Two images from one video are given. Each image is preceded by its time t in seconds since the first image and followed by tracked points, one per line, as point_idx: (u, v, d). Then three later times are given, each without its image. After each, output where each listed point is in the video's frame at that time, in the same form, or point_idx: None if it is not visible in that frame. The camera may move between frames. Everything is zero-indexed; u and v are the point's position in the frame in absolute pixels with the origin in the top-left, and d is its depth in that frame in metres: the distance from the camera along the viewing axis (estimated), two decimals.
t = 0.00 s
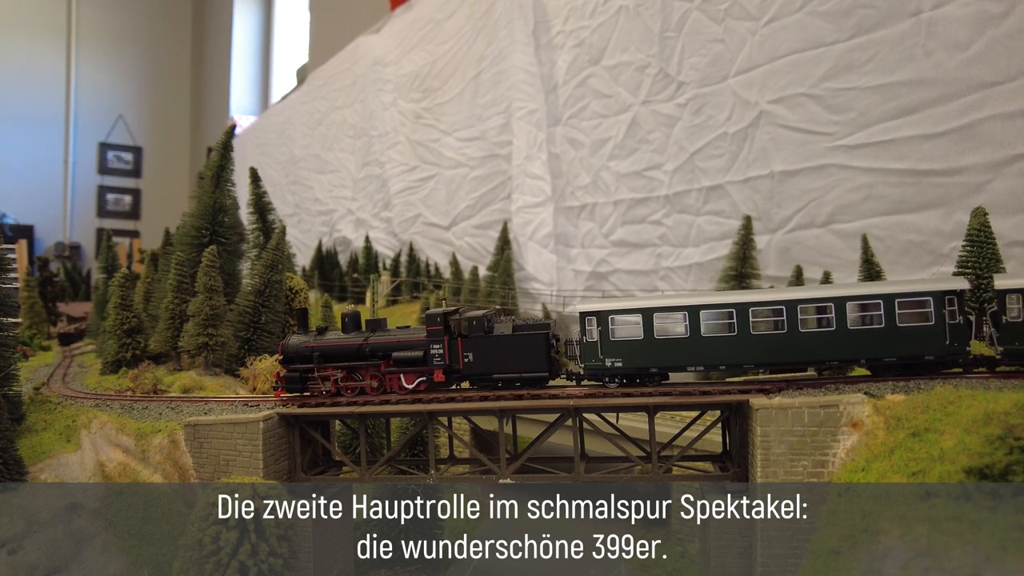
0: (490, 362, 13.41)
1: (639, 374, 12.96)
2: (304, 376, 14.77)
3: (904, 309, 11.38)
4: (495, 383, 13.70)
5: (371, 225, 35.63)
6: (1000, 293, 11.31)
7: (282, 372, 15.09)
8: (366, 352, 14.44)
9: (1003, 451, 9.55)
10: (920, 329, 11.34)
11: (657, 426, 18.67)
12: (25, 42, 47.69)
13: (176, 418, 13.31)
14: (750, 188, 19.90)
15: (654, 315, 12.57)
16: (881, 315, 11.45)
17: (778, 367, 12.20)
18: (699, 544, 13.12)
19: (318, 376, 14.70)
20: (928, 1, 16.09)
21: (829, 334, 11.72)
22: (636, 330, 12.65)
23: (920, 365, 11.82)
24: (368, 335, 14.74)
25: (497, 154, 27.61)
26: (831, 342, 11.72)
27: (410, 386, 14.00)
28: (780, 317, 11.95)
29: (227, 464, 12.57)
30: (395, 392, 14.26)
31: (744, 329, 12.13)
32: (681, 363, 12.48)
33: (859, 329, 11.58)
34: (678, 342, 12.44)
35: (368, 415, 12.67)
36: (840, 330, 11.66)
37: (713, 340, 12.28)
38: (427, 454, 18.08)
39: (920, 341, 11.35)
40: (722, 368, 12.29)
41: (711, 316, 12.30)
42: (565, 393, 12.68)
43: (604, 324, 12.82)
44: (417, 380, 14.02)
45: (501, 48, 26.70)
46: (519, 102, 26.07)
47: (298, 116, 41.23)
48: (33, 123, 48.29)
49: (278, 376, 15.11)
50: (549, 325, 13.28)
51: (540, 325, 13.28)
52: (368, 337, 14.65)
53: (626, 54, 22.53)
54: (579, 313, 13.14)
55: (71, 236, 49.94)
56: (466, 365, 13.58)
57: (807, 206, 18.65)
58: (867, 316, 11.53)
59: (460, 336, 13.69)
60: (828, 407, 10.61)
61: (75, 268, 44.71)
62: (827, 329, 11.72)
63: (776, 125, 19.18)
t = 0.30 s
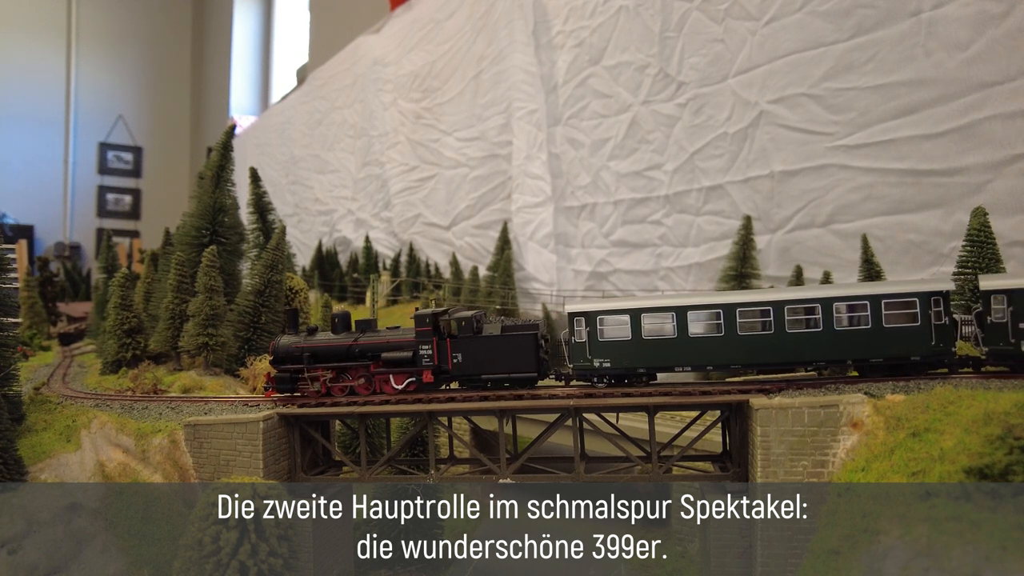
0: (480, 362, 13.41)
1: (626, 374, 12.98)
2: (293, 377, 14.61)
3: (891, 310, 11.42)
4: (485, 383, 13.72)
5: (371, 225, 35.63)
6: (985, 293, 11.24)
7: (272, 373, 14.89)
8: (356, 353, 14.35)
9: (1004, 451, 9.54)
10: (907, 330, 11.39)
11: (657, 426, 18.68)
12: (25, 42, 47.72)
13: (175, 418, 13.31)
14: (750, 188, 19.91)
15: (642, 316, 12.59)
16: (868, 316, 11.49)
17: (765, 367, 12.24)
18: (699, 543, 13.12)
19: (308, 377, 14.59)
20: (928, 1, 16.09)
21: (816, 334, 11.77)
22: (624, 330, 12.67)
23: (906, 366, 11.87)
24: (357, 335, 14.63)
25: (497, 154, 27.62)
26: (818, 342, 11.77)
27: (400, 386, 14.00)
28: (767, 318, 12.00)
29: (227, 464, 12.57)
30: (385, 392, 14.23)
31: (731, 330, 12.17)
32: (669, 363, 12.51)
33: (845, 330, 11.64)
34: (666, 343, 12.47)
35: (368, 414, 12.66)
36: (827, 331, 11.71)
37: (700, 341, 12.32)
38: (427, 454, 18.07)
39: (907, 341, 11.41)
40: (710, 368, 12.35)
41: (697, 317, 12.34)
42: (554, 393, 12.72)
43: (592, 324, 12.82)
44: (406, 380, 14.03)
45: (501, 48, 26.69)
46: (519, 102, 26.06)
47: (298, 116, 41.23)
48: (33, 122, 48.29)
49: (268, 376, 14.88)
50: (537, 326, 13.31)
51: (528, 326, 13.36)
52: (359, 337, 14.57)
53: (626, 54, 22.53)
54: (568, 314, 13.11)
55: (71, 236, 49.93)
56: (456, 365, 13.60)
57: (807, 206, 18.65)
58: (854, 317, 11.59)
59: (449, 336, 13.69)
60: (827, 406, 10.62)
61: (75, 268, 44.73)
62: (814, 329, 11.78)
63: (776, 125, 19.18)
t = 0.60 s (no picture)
0: (470, 363, 13.40)
1: (615, 374, 13.02)
2: (284, 377, 14.69)
3: (877, 310, 11.50)
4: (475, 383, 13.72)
5: (371, 225, 35.62)
6: (971, 293, 11.38)
7: (263, 373, 14.96)
8: (346, 353, 14.35)
9: (1003, 451, 9.54)
10: (894, 330, 11.46)
11: (657, 426, 18.69)
12: (25, 42, 47.74)
13: (175, 418, 13.30)
14: (750, 188, 19.91)
15: (630, 317, 12.64)
16: (855, 316, 11.57)
17: (754, 367, 12.29)
18: (699, 543, 13.17)
19: (299, 377, 14.64)
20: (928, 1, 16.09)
21: (804, 335, 11.83)
22: (613, 331, 12.72)
23: (893, 366, 11.92)
24: (348, 335, 14.62)
25: (497, 154, 27.62)
26: (805, 342, 11.82)
27: (390, 387, 14.03)
28: (755, 318, 12.06)
29: (227, 464, 12.57)
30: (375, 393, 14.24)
31: (719, 330, 12.23)
32: (657, 363, 12.56)
33: (832, 330, 11.71)
34: (655, 343, 12.52)
35: (368, 414, 12.65)
36: (814, 331, 11.77)
37: (688, 341, 12.37)
38: (427, 454, 18.06)
39: (893, 342, 11.47)
40: (698, 368, 12.39)
41: (686, 317, 12.38)
42: (543, 393, 12.75)
43: (581, 325, 12.87)
44: (396, 381, 14.09)
45: (501, 48, 26.69)
46: (519, 102, 26.05)
47: (298, 116, 41.22)
48: (33, 122, 48.29)
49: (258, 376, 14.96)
50: (527, 327, 13.28)
51: (517, 327, 13.27)
52: (349, 337, 14.57)
53: (625, 54, 22.53)
54: (557, 314, 13.14)
55: (71, 236, 49.91)
56: (445, 365, 13.57)
57: (807, 206, 18.66)
58: (841, 317, 11.66)
59: (438, 337, 13.67)
60: (828, 406, 10.62)
61: (75, 268, 44.74)
62: (802, 330, 11.84)
63: (776, 125, 19.18)
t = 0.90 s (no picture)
0: (459, 364, 13.41)
1: (603, 375, 13.02)
2: (274, 377, 14.55)
3: (863, 311, 11.55)
4: (463, 384, 13.73)
5: (371, 225, 35.62)
6: (957, 295, 11.41)
7: (253, 373, 14.86)
8: (335, 353, 14.30)
9: (1004, 451, 9.54)
10: (879, 331, 11.52)
11: (657, 426, 18.68)
12: (25, 41, 47.74)
13: (175, 418, 13.30)
14: (750, 188, 19.90)
15: (618, 317, 12.66)
16: (841, 316, 11.63)
17: (741, 367, 12.31)
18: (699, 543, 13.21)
19: (288, 378, 14.52)
20: (928, 1, 16.09)
21: (790, 336, 11.86)
22: (601, 331, 12.74)
23: (880, 367, 11.96)
24: (337, 336, 14.56)
25: (497, 154, 27.62)
26: (793, 343, 11.86)
27: (380, 387, 13.95)
28: (741, 319, 12.10)
29: (226, 464, 12.56)
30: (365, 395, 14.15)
31: (706, 331, 12.27)
32: (645, 364, 12.59)
33: (819, 331, 11.75)
34: (642, 344, 12.55)
35: (368, 414, 12.64)
36: (801, 332, 11.81)
37: (676, 342, 12.40)
38: (427, 454, 18.05)
39: (879, 342, 11.52)
40: (685, 368, 12.44)
41: (673, 318, 12.41)
42: (528, 394, 12.82)
43: (570, 325, 12.92)
44: (386, 381, 14.03)
45: (501, 48, 26.68)
46: (519, 102, 26.04)
47: (298, 116, 41.22)
48: (33, 122, 48.30)
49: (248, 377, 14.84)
50: (515, 328, 13.29)
51: (507, 327, 13.35)
52: (339, 337, 14.52)
53: (626, 54, 22.53)
54: (546, 314, 13.13)
55: (71, 236, 49.90)
56: (434, 365, 13.59)
57: (807, 206, 18.66)
58: (828, 318, 11.70)
59: (428, 337, 13.70)
60: (828, 407, 10.61)
61: (75, 268, 44.74)
62: (789, 331, 11.88)
63: (776, 125, 19.17)
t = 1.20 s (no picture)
0: (448, 364, 13.42)
1: (591, 375, 13.09)
2: (265, 377, 14.65)
3: (851, 312, 11.62)
4: (453, 384, 13.77)
5: (371, 225, 35.62)
6: (943, 296, 11.67)
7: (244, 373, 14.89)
8: (326, 354, 14.32)
9: (1003, 451, 9.54)
10: (866, 332, 11.59)
11: (657, 426, 18.69)
12: (25, 41, 47.73)
13: (175, 418, 13.30)
14: (750, 188, 19.90)
15: (606, 317, 12.72)
16: (829, 317, 11.68)
17: (728, 367, 12.37)
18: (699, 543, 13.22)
19: (280, 378, 14.61)
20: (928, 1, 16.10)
21: (778, 336, 11.93)
22: (590, 332, 12.80)
23: (868, 367, 11.99)
24: (328, 336, 14.58)
25: (497, 154, 27.62)
26: (780, 343, 11.92)
27: (370, 388, 14.06)
28: (729, 320, 12.17)
29: (227, 464, 12.56)
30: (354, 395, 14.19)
31: (694, 331, 12.33)
32: (633, 364, 12.67)
33: (805, 331, 11.82)
34: (631, 344, 12.61)
35: (368, 414, 12.63)
36: (788, 332, 11.87)
37: (664, 342, 12.46)
38: (427, 454, 18.06)
39: (866, 343, 11.58)
40: (673, 368, 12.52)
41: (661, 318, 12.46)
42: (513, 394, 12.88)
43: (559, 326, 12.96)
44: (375, 382, 14.08)
45: (501, 48, 26.68)
46: (519, 102, 26.03)
47: (298, 116, 41.21)
48: (33, 122, 48.29)
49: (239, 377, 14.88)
50: (504, 329, 13.29)
51: (495, 328, 13.38)
52: (329, 338, 14.53)
53: (626, 54, 22.53)
54: (535, 314, 13.16)
55: (71, 236, 49.89)
56: (424, 366, 13.55)
57: (807, 206, 18.66)
58: (815, 319, 11.76)
59: (417, 338, 13.62)
60: (828, 407, 10.61)
61: (75, 268, 44.75)
62: (776, 331, 11.94)
63: (776, 125, 19.17)
